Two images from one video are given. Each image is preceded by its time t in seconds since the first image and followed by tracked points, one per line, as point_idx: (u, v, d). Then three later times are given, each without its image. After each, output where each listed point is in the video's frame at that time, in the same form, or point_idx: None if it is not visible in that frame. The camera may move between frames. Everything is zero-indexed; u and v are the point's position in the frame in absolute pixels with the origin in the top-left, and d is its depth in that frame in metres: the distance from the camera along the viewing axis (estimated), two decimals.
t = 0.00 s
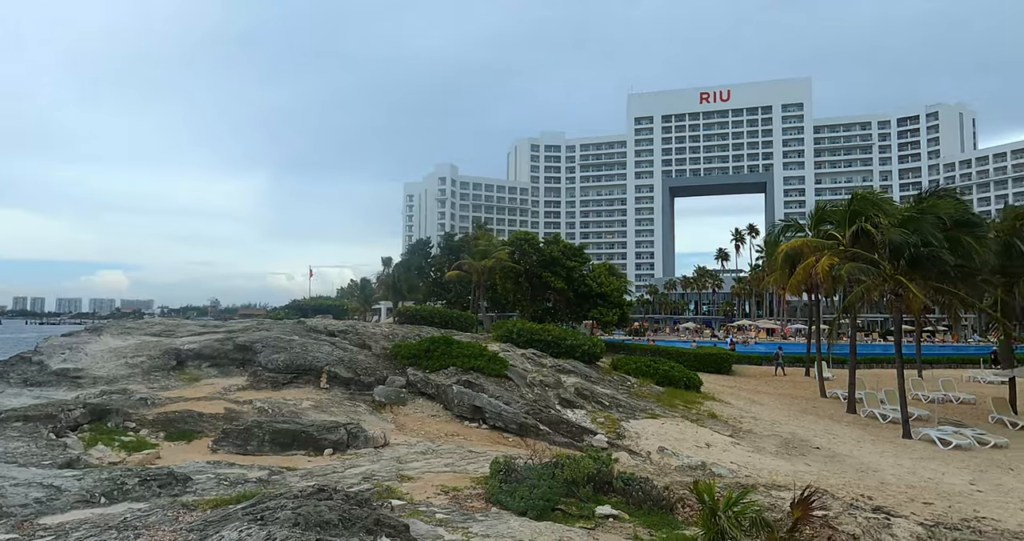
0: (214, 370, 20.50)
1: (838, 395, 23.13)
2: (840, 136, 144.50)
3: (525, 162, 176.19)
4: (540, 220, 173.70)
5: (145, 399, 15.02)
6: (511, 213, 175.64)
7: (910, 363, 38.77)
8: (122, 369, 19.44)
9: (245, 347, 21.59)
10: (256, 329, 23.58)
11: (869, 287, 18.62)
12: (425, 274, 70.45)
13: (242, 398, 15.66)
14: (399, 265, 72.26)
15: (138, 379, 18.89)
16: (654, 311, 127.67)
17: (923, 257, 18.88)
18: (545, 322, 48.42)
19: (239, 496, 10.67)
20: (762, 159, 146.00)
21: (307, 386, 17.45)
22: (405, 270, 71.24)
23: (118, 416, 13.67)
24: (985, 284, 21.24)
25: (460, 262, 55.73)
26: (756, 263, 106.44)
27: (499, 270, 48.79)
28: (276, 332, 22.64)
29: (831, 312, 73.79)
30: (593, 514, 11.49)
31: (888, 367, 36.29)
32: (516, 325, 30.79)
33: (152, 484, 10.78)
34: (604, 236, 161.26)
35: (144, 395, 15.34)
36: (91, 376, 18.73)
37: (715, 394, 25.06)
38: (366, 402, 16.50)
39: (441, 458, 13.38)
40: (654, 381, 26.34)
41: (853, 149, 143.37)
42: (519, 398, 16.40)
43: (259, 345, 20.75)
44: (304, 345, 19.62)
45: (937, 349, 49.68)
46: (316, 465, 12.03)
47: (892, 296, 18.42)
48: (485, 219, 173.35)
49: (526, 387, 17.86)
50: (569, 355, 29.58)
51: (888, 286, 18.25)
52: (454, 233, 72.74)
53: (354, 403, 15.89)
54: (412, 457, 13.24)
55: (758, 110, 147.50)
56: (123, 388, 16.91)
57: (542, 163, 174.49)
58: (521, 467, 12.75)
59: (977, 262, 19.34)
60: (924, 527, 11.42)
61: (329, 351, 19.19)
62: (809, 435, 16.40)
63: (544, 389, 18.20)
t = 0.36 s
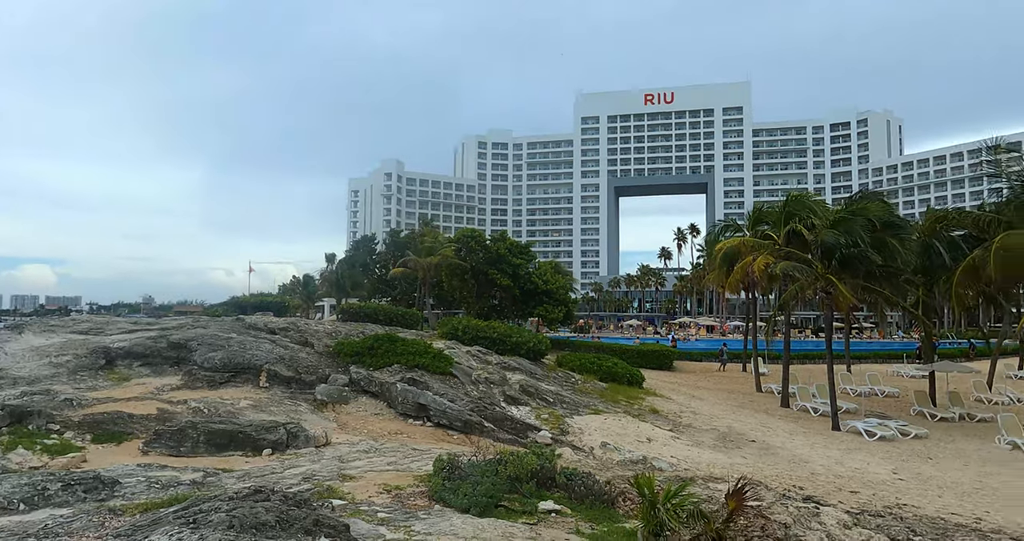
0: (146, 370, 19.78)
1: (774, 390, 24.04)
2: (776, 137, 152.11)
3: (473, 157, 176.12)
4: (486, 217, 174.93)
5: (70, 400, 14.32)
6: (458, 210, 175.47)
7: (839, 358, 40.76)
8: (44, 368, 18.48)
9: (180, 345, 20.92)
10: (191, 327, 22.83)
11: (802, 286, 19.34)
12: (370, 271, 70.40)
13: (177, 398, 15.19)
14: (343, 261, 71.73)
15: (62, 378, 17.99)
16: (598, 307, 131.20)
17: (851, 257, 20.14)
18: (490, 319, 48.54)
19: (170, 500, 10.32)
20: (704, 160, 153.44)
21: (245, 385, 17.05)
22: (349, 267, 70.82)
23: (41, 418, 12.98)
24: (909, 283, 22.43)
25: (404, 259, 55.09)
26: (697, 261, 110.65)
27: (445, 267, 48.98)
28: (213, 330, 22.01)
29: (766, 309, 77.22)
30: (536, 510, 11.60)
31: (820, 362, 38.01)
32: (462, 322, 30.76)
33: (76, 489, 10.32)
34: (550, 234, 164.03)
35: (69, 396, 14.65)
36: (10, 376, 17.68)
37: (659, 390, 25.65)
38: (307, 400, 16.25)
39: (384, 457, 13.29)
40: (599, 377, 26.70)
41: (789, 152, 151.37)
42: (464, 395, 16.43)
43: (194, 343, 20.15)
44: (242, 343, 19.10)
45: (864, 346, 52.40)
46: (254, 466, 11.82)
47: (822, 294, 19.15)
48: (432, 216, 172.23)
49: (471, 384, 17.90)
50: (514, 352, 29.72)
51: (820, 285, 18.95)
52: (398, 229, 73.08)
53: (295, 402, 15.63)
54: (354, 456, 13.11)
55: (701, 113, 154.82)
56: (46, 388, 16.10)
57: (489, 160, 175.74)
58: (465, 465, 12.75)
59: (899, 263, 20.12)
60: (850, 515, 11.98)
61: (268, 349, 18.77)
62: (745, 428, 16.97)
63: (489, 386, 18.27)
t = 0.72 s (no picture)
0: (65, 366, 18.88)
1: (709, 381, 24.88)
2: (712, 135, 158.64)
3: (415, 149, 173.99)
4: (428, 210, 174.11)
5: None
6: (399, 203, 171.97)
7: (770, 350, 42.57)
8: None
9: (102, 340, 20.05)
10: (115, 321, 21.87)
11: (736, 280, 20.04)
12: (308, 264, 69.56)
13: (100, 395, 14.57)
14: (279, 253, 70.43)
15: None
16: (539, 301, 133.56)
17: (780, 254, 20.81)
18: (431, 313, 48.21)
19: (92, 501, 9.89)
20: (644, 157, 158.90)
21: (175, 381, 16.49)
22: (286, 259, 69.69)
23: None
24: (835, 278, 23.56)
25: (344, 252, 54.47)
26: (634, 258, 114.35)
27: (386, 260, 48.76)
28: (139, 324, 21.13)
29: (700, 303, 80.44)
30: (475, 502, 11.65)
31: (751, 354, 39.66)
32: (404, 316, 30.45)
33: None
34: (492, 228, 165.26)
35: None
36: None
37: (599, 383, 26.17)
38: (241, 396, 15.86)
39: (321, 453, 13.12)
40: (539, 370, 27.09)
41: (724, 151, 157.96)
42: (404, 389, 16.37)
43: (119, 339, 19.29)
44: (171, 338, 18.43)
45: (791, 338, 55.04)
46: (184, 464, 11.49)
47: (754, 288, 19.99)
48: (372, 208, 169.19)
49: (411, 378, 17.86)
50: (455, 345, 29.80)
51: (752, 279, 19.68)
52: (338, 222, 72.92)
53: (228, 398, 15.25)
54: (290, 453, 12.90)
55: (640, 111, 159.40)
56: None
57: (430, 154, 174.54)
58: (404, 459, 12.69)
59: (826, 257, 21.01)
60: (777, 500, 12.52)
61: (200, 344, 18.19)
62: (680, 419, 17.51)
63: (430, 380, 18.26)
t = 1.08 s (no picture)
0: None
1: (651, 372, 25.51)
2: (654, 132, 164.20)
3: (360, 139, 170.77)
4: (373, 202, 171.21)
5: None
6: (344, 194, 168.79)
7: (709, 341, 44.01)
8: None
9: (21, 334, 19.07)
10: (36, 313, 20.82)
11: (676, 273, 20.59)
12: (248, 255, 68.15)
13: (21, 392, 13.90)
14: (217, 244, 68.68)
15: None
16: (485, 294, 134.50)
17: (719, 248, 21.50)
18: (375, 306, 47.62)
19: (11, 503, 9.43)
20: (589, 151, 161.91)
21: (103, 377, 15.89)
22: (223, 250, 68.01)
23: None
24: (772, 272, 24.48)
25: (285, 243, 53.40)
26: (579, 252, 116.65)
27: (329, 251, 47.91)
28: (64, 317, 20.16)
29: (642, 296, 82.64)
30: (418, 495, 11.64)
31: (691, 345, 40.90)
32: (347, 309, 30.05)
33: None
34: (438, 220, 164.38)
35: None
36: None
37: (542, 374, 26.52)
38: (174, 392, 15.43)
39: (260, 449, 12.89)
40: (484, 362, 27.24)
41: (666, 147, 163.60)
42: (347, 383, 16.20)
43: (43, 332, 18.35)
44: (99, 331, 17.71)
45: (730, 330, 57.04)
46: (113, 463, 11.12)
47: (694, 281, 20.54)
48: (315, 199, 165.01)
49: (355, 371, 17.68)
50: (399, 338, 29.63)
51: (692, 272, 20.24)
52: (280, 213, 71.50)
53: (161, 394, 14.81)
54: (227, 449, 12.63)
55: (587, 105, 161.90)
56: None
57: (376, 143, 171.02)
58: (346, 453, 12.55)
59: (762, 251, 21.82)
60: (713, 486, 12.96)
61: (131, 338, 17.53)
62: (622, 409, 17.90)
63: (373, 373, 18.12)
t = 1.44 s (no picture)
0: None
1: (593, 365, 26.00)
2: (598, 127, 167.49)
3: (301, 127, 165.45)
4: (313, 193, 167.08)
5: None
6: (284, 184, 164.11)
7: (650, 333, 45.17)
8: None
9: None
10: None
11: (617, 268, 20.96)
12: (182, 247, 65.97)
13: None
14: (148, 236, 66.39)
15: None
16: (429, 288, 134.80)
17: (658, 242, 22.01)
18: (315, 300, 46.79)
19: None
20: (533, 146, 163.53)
21: (21, 374, 15.16)
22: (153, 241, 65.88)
23: None
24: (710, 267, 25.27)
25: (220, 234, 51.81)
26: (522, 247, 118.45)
27: (267, 244, 46.48)
28: None
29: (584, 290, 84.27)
30: (356, 491, 11.55)
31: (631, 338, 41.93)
32: (286, 303, 29.34)
33: None
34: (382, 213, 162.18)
35: None
36: None
37: (485, 368, 26.62)
38: (99, 389, 14.86)
39: (191, 447, 12.52)
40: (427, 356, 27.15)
41: (609, 142, 167.19)
42: (285, 378, 15.88)
43: None
44: (15, 326, 16.80)
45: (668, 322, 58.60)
46: (29, 464, 10.63)
47: (634, 275, 20.94)
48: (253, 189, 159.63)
49: (293, 367, 17.37)
50: (340, 332, 29.21)
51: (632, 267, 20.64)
52: (216, 203, 69.27)
53: (84, 392, 14.22)
54: (156, 448, 12.24)
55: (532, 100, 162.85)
56: None
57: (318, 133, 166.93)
58: (282, 450, 12.30)
59: (699, 246, 22.47)
60: (651, 475, 13.31)
61: (50, 334, 16.71)
62: (563, 401, 18.16)
63: (312, 368, 17.82)
